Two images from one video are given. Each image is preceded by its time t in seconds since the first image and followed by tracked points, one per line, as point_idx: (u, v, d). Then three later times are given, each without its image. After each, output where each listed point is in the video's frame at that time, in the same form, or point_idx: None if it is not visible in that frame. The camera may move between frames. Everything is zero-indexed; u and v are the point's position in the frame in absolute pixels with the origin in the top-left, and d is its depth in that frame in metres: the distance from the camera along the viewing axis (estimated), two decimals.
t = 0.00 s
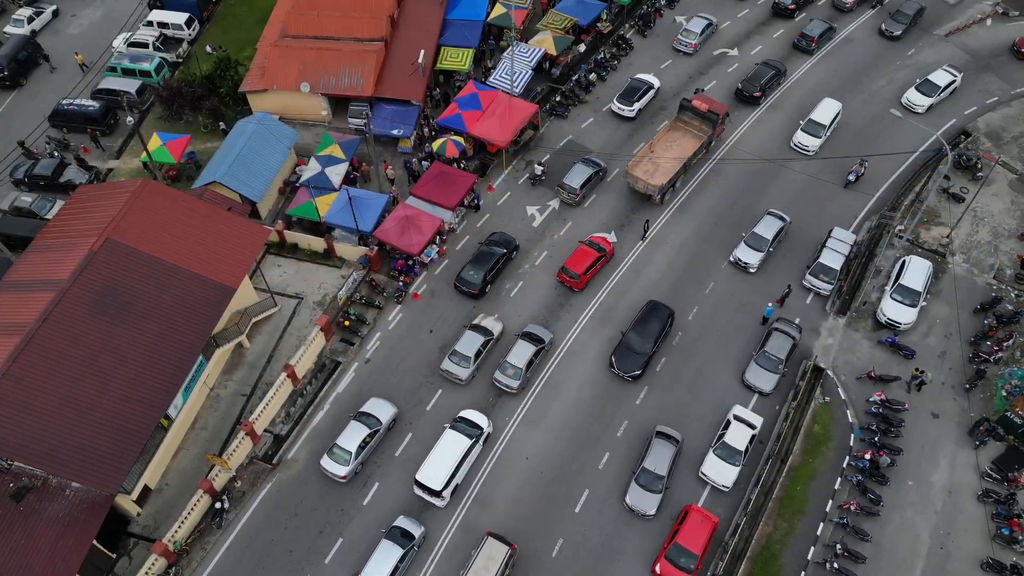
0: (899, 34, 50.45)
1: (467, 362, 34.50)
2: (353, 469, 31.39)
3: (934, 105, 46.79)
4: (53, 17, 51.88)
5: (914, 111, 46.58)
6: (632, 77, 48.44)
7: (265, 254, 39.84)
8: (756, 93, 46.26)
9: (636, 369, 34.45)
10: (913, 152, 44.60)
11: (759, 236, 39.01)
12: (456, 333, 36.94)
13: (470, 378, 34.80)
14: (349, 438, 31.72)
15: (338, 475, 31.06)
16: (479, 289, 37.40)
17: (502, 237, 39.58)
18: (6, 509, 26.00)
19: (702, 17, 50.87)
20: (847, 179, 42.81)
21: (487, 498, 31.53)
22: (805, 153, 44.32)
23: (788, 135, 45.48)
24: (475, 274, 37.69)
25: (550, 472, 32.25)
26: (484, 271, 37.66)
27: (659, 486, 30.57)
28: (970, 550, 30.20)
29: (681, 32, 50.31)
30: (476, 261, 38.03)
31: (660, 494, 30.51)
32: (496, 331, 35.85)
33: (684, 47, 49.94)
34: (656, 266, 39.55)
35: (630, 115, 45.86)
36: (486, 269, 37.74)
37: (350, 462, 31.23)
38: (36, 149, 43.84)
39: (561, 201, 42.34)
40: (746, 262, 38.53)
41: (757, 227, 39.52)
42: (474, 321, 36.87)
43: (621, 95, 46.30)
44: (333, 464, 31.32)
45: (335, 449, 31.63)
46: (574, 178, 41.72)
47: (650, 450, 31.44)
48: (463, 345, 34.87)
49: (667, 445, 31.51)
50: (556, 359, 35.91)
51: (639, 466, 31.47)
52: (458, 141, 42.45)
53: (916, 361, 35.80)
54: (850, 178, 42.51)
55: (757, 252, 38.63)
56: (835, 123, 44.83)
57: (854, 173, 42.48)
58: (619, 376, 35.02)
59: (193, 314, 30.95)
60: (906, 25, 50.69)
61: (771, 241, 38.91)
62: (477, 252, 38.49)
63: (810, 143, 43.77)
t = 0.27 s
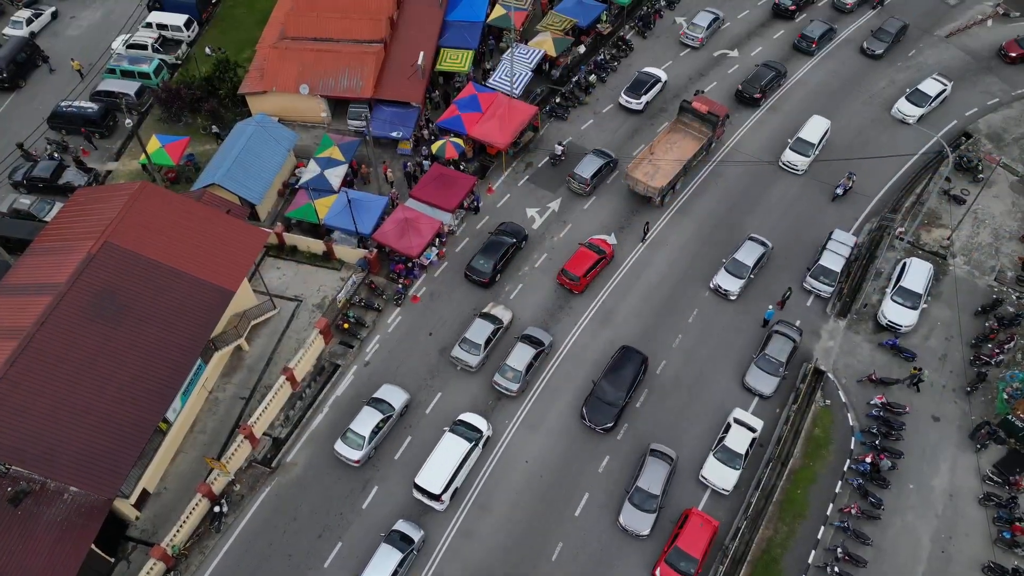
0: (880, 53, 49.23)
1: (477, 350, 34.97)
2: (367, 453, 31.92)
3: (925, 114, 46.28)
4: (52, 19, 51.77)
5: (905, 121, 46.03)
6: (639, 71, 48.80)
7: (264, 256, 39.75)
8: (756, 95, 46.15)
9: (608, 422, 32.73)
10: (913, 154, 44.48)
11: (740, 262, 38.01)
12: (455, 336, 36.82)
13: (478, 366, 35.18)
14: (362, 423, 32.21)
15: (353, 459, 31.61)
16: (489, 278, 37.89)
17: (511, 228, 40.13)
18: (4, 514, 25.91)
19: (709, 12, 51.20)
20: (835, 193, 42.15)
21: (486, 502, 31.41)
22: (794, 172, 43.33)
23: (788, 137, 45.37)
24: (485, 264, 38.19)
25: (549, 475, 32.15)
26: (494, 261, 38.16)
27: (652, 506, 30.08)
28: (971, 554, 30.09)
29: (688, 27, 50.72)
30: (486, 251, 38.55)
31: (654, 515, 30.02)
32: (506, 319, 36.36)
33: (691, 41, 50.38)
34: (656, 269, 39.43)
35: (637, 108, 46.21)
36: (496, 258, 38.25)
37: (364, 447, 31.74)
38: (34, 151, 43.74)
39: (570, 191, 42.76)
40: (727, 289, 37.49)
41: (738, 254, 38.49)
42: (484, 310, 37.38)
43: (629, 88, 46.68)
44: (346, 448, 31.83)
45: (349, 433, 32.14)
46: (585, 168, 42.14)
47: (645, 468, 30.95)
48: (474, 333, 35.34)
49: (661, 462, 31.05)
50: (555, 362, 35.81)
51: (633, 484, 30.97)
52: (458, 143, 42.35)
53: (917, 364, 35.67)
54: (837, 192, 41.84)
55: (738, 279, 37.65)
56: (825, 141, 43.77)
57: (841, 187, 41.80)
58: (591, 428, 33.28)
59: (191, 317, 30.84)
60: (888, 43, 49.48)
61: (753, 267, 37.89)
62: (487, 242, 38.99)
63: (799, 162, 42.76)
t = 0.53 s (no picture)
0: (863, 74, 47.88)
1: (487, 340, 35.30)
2: (379, 442, 32.19)
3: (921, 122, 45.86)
4: (50, 22, 51.57)
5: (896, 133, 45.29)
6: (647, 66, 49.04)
7: (263, 261, 39.55)
8: (757, 98, 45.96)
9: (579, 484, 30.78)
10: (915, 158, 44.29)
11: (719, 292, 36.77)
12: (455, 341, 36.61)
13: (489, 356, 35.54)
14: (374, 412, 32.49)
15: (365, 448, 31.88)
16: (499, 270, 38.21)
17: (520, 220, 40.39)
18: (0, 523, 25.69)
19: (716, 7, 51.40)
20: (825, 209, 41.42)
21: (486, 510, 31.19)
22: (783, 194, 42.26)
23: (789, 140, 45.19)
24: (495, 255, 38.49)
25: (549, 483, 31.92)
26: (503, 252, 38.45)
27: (647, 528, 29.42)
28: (974, 562, 29.86)
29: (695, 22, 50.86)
30: (496, 242, 38.84)
31: (649, 537, 29.36)
32: (516, 310, 36.77)
33: (698, 37, 50.56)
34: (656, 274, 39.24)
35: (645, 103, 46.44)
36: (506, 250, 38.53)
37: (376, 436, 32.02)
38: (32, 155, 43.54)
39: (582, 183, 43.08)
40: (705, 320, 36.21)
41: (716, 284, 37.28)
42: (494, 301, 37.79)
43: (636, 83, 46.89)
44: (359, 437, 32.12)
45: (361, 422, 32.43)
46: (597, 160, 42.45)
47: (640, 489, 30.29)
48: (484, 323, 35.66)
49: (657, 484, 30.39)
50: (555, 368, 35.60)
51: (628, 506, 30.31)
52: (457, 146, 42.17)
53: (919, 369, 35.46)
54: (827, 208, 41.11)
55: (717, 311, 36.36)
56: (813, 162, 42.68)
57: (831, 203, 41.09)
58: (561, 490, 31.33)
59: (189, 324, 30.67)
60: (870, 64, 48.07)
61: (732, 299, 36.62)
62: (496, 234, 39.27)
63: (789, 185, 41.70)
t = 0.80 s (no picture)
0: (844, 99, 46.56)
1: (498, 333, 35.59)
2: (390, 435, 32.39)
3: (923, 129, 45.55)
4: (47, 26, 51.26)
5: (888, 150, 44.51)
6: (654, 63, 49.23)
7: (260, 269, 39.25)
8: (758, 103, 45.67)
9: (547, 558, 28.93)
10: (917, 164, 44.00)
11: (697, 330, 35.47)
12: (454, 350, 36.27)
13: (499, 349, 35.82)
14: (385, 406, 32.71)
15: (377, 441, 32.06)
16: (508, 265, 38.37)
17: (529, 215, 40.54)
18: None
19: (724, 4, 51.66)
20: (816, 228, 40.48)
21: (485, 523, 30.87)
22: (772, 220, 41.19)
23: (791, 146, 44.91)
24: (504, 250, 38.66)
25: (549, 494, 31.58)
26: (512, 248, 38.63)
27: (641, 555, 28.71)
28: None
29: (703, 19, 51.12)
30: (505, 238, 39.02)
31: (643, 565, 28.62)
32: (526, 304, 37.08)
33: (705, 34, 50.80)
34: (657, 282, 38.91)
35: (653, 100, 46.68)
36: (515, 245, 38.71)
37: (388, 429, 32.24)
38: (28, 162, 43.23)
39: (595, 178, 43.20)
40: (681, 359, 34.91)
41: (694, 320, 35.97)
42: (504, 295, 38.04)
43: (644, 80, 47.12)
44: (370, 430, 32.31)
45: (372, 416, 32.64)
46: (609, 155, 42.63)
47: (636, 515, 29.60)
48: (494, 316, 35.97)
49: (653, 510, 29.71)
50: (555, 378, 35.26)
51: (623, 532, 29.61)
52: (457, 153, 41.93)
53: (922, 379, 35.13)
54: (818, 227, 40.21)
55: (693, 348, 35.05)
56: (802, 189, 41.55)
57: (823, 222, 40.13)
58: (528, 563, 29.49)
59: (185, 335, 30.37)
60: (853, 88, 46.69)
61: (709, 337, 35.33)
62: (505, 229, 39.46)
63: (778, 212, 40.60)
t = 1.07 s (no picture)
0: (828, 125, 45.21)
1: (507, 330, 35.76)
2: (401, 434, 32.46)
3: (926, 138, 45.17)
4: (43, 33, 50.86)
5: (881, 169, 43.57)
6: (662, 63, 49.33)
7: (257, 279, 38.87)
8: (759, 111, 45.25)
9: None
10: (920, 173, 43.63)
11: (674, 373, 33.97)
12: (452, 362, 35.87)
13: (508, 347, 35.96)
14: (395, 404, 32.79)
15: (387, 439, 32.09)
16: (516, 263, 38.44)
17: (537, 215, 40.67)
18: None
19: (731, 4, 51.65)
20: (809, 249, 39.62)
21: (483, 539, 30.46)
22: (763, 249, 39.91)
23: (793, 154, 44.53)
24: (512, 249, 38.74)
25: (548, 510, 31.18)
26: (520, 246, 38.71)
27: None
28: None
29: (711, 19, 51.13)
30: (513, 236, 39.10)
31: None
32: (536, 302, 37.19)
33: (713, 34, 50.75)
34: (658, 292, 38.48)
35: (660, 100, 46.68)
36: (523, 244, 38.78)
37: (398, 428, 32.28)
38: (23, 171, 42.84)
39: (606, 176, 43.22)
40: (659, 404, 33.45)
41: (672, 362, 34.48)
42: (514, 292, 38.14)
43: (652, 79, 47.13)
44: (380, 429, 32.38)
45: (382, 415, 32.70)
46: (620, 154, 42.72)
47: (632, 544, 28.91)
48: (504, 313, 36.16)
49: (650, 539, 28.98)
50: (554, 391, 34.83)
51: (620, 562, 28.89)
52: (456, 162, 41.57)
53: (926, 393, 34.72)
54: (811, 248, 39.33)
55: (671, 393, 33.57)
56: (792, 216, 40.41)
57: (816, 243, 39.38)
58: None
59: (179, 349, 29.94)
60: (837, 114, 45.42)
61: (688, 380, 33.81)
62: (514, 228, 39.54)
63: (769, 240, 39.32)
